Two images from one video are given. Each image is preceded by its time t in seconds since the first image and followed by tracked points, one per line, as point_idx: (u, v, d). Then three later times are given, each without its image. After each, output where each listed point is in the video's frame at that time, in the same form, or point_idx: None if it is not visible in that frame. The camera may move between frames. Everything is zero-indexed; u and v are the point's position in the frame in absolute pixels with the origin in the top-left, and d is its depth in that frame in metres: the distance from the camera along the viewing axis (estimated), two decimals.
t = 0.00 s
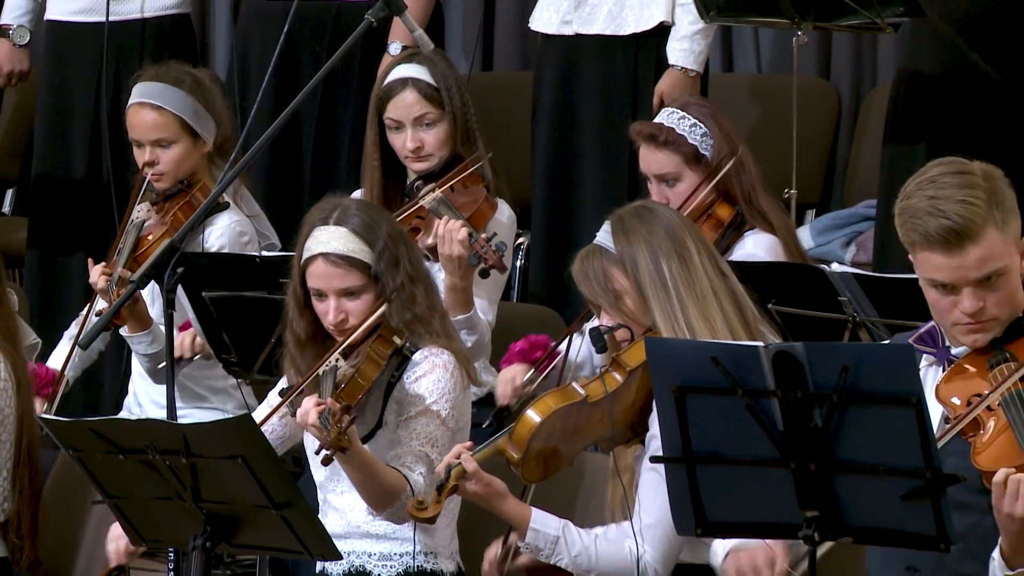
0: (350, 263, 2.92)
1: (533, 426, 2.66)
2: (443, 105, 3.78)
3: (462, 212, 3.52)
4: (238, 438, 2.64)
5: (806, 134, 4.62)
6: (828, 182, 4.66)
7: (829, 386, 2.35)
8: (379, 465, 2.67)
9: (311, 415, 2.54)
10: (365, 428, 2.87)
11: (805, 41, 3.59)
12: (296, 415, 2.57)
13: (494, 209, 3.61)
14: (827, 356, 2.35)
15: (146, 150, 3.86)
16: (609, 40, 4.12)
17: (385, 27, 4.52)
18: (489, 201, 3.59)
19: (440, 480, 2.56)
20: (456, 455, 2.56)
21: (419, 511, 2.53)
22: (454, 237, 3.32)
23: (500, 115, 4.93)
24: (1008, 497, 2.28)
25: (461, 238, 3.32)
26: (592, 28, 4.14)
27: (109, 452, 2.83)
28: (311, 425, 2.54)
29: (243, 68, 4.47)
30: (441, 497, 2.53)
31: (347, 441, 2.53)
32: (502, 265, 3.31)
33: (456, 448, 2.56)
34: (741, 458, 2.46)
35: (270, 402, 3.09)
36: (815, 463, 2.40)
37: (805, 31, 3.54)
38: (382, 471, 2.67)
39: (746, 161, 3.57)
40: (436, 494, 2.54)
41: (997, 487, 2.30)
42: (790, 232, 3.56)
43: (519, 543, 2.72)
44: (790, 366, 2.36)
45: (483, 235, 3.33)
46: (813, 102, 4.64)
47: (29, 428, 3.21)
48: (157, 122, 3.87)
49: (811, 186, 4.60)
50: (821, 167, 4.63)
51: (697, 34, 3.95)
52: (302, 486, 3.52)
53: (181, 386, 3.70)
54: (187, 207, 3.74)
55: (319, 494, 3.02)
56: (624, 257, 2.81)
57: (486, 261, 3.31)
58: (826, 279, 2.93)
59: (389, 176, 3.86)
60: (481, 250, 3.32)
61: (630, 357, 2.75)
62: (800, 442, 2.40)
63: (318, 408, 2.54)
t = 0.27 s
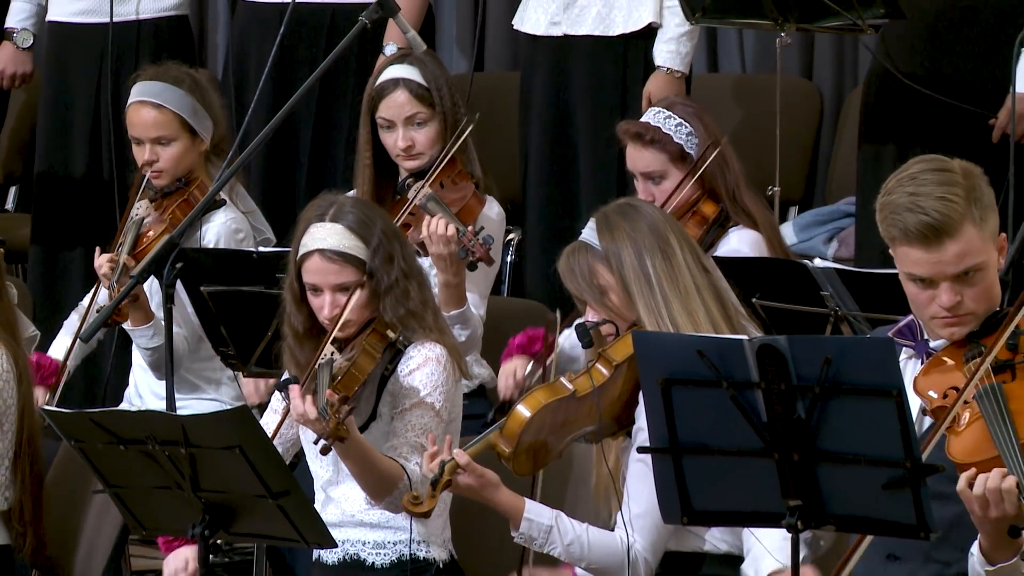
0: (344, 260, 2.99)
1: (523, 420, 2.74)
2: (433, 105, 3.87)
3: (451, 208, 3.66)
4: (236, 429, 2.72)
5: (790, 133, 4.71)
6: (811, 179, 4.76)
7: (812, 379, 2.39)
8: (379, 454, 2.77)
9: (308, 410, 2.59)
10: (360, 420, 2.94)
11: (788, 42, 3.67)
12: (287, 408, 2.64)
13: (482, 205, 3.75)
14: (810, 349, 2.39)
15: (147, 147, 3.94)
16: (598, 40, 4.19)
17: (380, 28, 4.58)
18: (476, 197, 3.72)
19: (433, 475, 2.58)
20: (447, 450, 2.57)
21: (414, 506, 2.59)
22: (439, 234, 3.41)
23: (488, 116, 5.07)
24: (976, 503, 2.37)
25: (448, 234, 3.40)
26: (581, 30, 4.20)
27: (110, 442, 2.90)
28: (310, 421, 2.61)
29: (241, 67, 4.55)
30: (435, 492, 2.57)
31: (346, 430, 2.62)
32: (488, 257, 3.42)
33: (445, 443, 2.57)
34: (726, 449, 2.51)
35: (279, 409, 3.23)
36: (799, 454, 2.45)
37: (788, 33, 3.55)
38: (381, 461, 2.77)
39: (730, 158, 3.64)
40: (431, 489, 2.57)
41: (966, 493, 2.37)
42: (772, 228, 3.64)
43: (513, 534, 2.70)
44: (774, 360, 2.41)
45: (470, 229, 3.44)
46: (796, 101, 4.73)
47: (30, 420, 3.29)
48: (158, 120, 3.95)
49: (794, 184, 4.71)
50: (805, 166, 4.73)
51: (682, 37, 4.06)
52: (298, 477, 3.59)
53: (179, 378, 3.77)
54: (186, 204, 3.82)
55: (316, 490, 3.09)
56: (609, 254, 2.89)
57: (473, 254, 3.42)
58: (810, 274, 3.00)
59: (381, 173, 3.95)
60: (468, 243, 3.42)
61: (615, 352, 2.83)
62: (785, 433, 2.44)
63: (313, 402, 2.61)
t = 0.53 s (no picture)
0: (336, 255, 3.07)
1: (516, 411, 2.80)
2: (428, 103, 3.96)
3: (442, 206, 3.75)
4: (237, 421, 2.79)
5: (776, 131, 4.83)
6: (795, 176, 4.87)
7: (796, 371, 2.46)
8: (374, 443, 2.84)
9: (304, 403, 2.67)
10: (354, 411, 3.02)
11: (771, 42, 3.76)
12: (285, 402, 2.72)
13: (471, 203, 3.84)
14: (797, 343, 2.45)
15: (149, 144, 4.03)
16: (587, 40, 4.29)
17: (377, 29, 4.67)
18: (467, 195, 3.81)
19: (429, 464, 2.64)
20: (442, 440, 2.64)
21: (410, 493, 2.63)
22: (430, 231, 3.50)
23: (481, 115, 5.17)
24: (953, 487, 2.40)
25: (438, 231, 3.50)
26: (569, 30, 4.29)
27: (113, 433, 2.98)
28: (304, 412, 2.67)
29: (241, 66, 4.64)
30: (431, 480, 2.62)
31: (339, 422, 2.68)
32: (476, 255, 3.50)
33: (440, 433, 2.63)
34: (712, 439, 2.58)
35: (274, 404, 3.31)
36: (783, 443, 2.51)
37: (773, 34, 3.67)
38: (376, 449, 2.84)
39: (718, 156, 3.75)
40: (426, 478, 2.61)
41: (947, 477, 2.42)
42: (759, 224, 3.73)
43: (505, 522, 2.77)
44: (761, 354, 2.47)
45: (460, 228, 3.51)
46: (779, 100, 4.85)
47: (33, 411, 3.37)
48: (160, 118, 4.04)
49: (779, 180, 4.82)
50: (790, 163, 4.83)
51: (670, 34, 4.17)
52: (295, 466, 3.67)
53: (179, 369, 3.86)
54: (187, 200, 3.91)
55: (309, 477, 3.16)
56: (599, 249, 2.97)
57: (461, 251, 3.50)
58: (794, 269, 3.09)
59: (377, 169, 4.02)
60: (456, 242, 3.50)
61: (606, 345, 2.90)
62: (770, 424, 2.50)
63: (308, 395, 2.68)
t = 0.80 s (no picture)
0: (334, 249, 3.18)
1: (509, 404, 2.87)
2: (422, 103, 4.04)
3: (438, 203, 3.82)
4: (238, 413, 2.87)
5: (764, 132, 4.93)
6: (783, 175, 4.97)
7: (782, 364, 2.50)
8: (362, 435, 2.94)
9: (292, 388, 2.77)
10: (349, 402, 3.13)
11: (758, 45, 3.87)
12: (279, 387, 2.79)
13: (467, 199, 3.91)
14: (781, 336, 2.49)
15: (152, 144, 4.12)
16: (577, 43, 4.36)
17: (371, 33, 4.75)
18: (462, 192, 3.88)
19: (423, 456, 2.72)
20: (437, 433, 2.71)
21: (405, 485, 2.74)
22: (427, 226, 3.59)
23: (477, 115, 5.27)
24: (940, 476, 2.39)
25: (435, 227, 3.58)
26: (557, 32, 4.37)
27: (117, 425, 3.06)
28: (294, 399, 2.77)
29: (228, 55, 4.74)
30: (426, 471, 2.71)
31: (324, 410, 2.79)
32: (471, 250, 3.58)
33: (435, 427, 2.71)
34: (702, 432, 2.62)
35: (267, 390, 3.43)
36: (770, 435, 2.56)
37: (759, 37, 3.77)
38: (364, 441, 2.95)
39: (703, 153, 3.85)
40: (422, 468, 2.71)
41: (936, 465, 2.40)
42: (745, 222, 3.83)
43: (495, 511, 2.83)
44: (747, 347, 2.51)
45: (455, 223, 3.60)
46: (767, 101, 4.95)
47: (39, 404, 3.46)
48: (163, 118, 4.13)
49: (766, 179, 4.91)
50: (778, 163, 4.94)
51: None
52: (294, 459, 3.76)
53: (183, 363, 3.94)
54: (190, 196, 4.00)
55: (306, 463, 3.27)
56: (591, 245, 3.05)
57: (456, 246, 3.58)
58: (779, 266, 3.17)
59: (377, 170, 4.12)
60: (452, 237, 3.59)
61: (597, 339, 2.97)
62: (757, 416, 2.55)
63: (298, 380, 2.77)
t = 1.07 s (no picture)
0: (332, 246, 3.26)
1: (499, 393, 2.96)
2: (413, 104, 4.13)
3: (430, 199, 3.91)
4: (237, 405, 2.94)
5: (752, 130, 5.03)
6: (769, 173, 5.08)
7: (767, 358, 2.58)
8: (362, 425, 3.02)
9: (292, 383, 2.85)
10: (347, 395, 3.19)
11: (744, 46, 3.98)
12: (275, 382, 2.89)
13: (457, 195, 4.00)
14: (767, 331, 2.57)
15: (150, 143, 4.20)
16: (566, 45, 4.44)
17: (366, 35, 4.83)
18: (453, 189, 3.98)
19: (415, 442, 2.81)
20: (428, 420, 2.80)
21: (396, 470, 2.77)
22: (422, 222, 3.69)
23: (471, 114, 5.38)
24: (918, 470, 2.45)
25: (429, 222, 3.68)
26: (549, 35, 4.44)
27: (119, 418, 3.14)
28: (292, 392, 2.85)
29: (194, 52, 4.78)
30: (416, 456, 2.77)
31: (326, 401, 2.88)
32: (464, 244, 3.68)
33: (422, 413, 2.81)
34: (690, 424, 2.70)
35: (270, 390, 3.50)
36: (756, 427, 2.64)
37: (746, 38, 3.93)
38: (364, 430, 3.02)
39: (689, 152, 3.93)
40: (412, 453, 2.79)
41: (909, 462, 2.45)
42: (731, 219, 3.92)
43: (488, 497, 2.92)
44: (733, 340, 2.59)
45: (448, 218, 3.70)
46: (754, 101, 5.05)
47: (43, 396, 3.56)
48: (157, 118, 4.23)
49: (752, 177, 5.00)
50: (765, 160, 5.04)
51: None
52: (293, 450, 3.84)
53: (185, 357, 4.02)
54: (189, 194, 4.09)
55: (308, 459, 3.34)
56: (582, 240, 3.14)
57: (450, 241, 3.68)
58: (766, 261, 3.28)
59: (368, 169, 4.21)
60: (446, 232, 3.69)
61: (586, 331, 3.07)
62: (744, 408, 2.62)
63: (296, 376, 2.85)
